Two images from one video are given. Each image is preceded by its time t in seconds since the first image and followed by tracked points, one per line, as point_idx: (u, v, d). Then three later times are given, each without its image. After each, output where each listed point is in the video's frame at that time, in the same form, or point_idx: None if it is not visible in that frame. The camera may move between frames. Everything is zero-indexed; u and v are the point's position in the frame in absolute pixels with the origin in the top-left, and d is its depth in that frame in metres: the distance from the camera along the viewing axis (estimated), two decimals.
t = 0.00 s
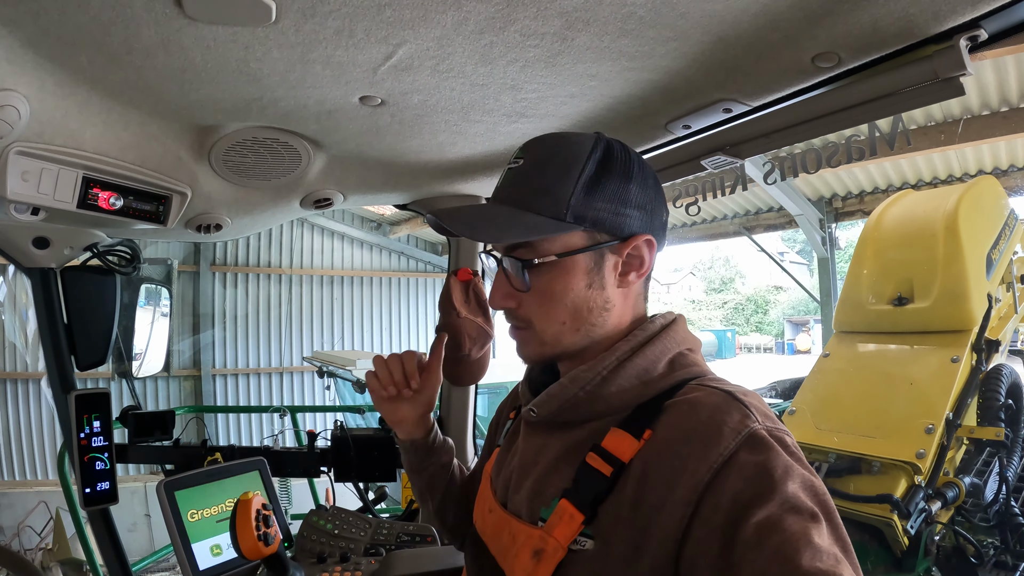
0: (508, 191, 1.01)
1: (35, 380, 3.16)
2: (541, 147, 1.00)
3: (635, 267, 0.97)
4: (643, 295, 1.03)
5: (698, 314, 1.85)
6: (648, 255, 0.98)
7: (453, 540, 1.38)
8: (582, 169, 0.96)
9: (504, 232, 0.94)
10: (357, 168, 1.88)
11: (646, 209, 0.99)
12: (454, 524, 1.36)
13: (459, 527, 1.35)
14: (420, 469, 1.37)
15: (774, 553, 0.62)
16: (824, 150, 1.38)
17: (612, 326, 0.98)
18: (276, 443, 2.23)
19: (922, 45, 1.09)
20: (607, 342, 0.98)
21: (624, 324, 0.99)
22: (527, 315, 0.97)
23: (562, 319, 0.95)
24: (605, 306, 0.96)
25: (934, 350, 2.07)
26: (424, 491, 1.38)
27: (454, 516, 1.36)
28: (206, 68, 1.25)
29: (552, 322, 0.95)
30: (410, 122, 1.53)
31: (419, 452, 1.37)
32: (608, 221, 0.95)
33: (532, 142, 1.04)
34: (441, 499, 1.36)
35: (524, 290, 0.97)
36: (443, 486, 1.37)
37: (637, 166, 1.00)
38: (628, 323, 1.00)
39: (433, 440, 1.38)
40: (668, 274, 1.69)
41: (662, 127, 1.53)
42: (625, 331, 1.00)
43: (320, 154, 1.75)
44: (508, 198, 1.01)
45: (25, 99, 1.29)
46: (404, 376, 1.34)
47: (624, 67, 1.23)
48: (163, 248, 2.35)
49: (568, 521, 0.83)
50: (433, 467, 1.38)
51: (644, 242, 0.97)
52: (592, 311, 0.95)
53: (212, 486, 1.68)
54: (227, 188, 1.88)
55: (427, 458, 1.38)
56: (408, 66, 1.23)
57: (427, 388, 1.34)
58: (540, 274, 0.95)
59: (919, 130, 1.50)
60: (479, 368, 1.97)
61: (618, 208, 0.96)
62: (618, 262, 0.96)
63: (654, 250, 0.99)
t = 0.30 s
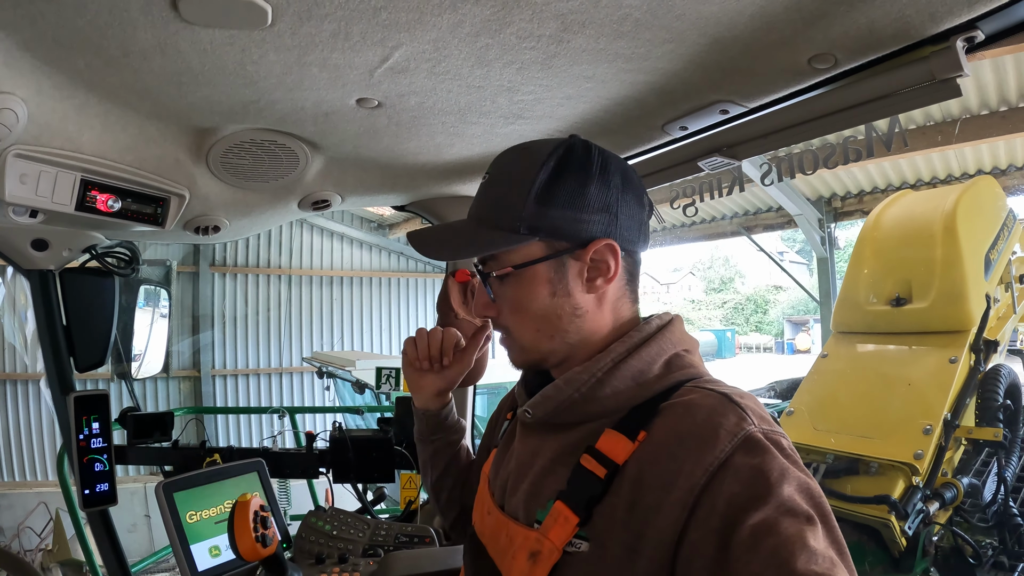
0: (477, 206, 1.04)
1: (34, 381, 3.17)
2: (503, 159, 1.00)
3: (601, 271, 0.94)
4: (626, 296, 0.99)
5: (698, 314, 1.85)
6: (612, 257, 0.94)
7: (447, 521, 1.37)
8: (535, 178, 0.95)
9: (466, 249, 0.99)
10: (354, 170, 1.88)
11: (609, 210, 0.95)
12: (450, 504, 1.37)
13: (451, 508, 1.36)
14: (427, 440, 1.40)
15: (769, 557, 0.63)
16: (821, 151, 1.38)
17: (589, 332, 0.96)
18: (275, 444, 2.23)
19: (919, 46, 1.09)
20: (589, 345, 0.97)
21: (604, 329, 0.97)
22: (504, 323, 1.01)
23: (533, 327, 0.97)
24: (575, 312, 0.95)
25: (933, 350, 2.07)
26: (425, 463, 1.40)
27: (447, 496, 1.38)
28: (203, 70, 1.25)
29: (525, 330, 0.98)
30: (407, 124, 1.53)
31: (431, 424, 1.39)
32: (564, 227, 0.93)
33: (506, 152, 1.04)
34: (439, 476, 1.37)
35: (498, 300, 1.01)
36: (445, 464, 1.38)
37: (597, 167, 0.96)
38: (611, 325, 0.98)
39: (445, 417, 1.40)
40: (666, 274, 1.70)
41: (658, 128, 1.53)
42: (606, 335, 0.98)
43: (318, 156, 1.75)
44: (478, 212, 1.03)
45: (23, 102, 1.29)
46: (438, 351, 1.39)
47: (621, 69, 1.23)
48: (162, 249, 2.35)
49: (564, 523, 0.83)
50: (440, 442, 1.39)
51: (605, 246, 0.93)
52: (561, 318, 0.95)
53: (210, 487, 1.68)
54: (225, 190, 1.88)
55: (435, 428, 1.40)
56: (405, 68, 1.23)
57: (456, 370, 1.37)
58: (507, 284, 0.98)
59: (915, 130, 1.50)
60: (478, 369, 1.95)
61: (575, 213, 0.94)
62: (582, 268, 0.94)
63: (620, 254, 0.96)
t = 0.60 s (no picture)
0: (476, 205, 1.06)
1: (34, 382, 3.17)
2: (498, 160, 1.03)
3: (589, 262, 0.94)
4: (619, 291, 0.98)
5: (698, 313, 1.90)
6: (599, 248, 0.93)
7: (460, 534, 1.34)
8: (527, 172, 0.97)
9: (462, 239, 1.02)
10: (353, 170, 1.88)
11: (597, 204, 0.95)
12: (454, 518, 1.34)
13: (461, 519, 1.34)
14: (416, 462, 1.40)
15: (768, 556, 0.63)
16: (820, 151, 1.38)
17: (581, 325, 0.96)
18: (274, 444, 2.23)
19: (917, 46, 1.09)
20: (583, 340, 0.97)
21: (596, 322, 0.97)
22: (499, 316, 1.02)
23: (526, 319, 0.97)
24: (567, 303, 0.95)
25: (932, 349, 2.07)
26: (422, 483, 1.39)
27: (453, 508, 1.35)
28: (202, 71, 1.25)
29: (518, 322, 0.98)
30: (406, 124, 1.54)
31: (412, 446, 1.40)
32: (550, 219, 0.94)
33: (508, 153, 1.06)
34: (436, 492, 1.36)
35: (494, 294, 1.02)
36: (439, 478, 1.36)
37: (584, 164, 0.96)
38: (606, 321, 0.97)
39: (425, 433, 1.41)
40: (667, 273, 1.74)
41: (657, 129, 1.53)
42: (599, 330, 0.97)
43: (317, 157, 1.75)
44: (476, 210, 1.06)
45: (22, 103, 1.29)
46: (392, 379, 1.42)
47: (620, 69, 1.23)
48: (161, 249, 2.35)
49: (564, 524, 0.83)
50: (427, 459, 1.39)
51: (592, 235, 0.93)
52: (552, 309, 0.95)
53: (211, 487, 1.68)
54: (224, 191, 1.88)
55: (418, 448, 1.40)
56: (404, 69, 1.24)
57: (415, 388, 1.40)
58: (501, 276, 1.00)
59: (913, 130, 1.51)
60: (477, 368, 1.96)
61: (562, 204, 0.94)
62: (570, 258, 0.94)
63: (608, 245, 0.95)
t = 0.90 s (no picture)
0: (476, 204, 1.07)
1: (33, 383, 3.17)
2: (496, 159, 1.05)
3: (583, 257, 0.93)
4: (616, 287, 0.98)
5: (697, 313, 1.94)
6: (593, 242, 0.93)
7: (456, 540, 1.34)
8: (523, 169, 0.97)
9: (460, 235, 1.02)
10: (353, 170, 1.87)
11: (591, 200, 0.95)
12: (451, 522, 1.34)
13: (458, 524, 1.33)
14: (413, 466, 1.40)
15: (767, 556, 0.63)
16: (820, 150, 1.38)
17: (577, 320, 0.96)
18: (274, 445, 2.23)
19: (918, 45, 1.09)
20: (579, 336, 0.97)
21: (591, 317, 0.97)
22: (496, 313, 1.02)
23: (521, 314, 0.97)
24: (562, 298, 0.94)
25: (932, 349, 2.07)
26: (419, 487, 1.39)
27: (450, 513, 1.35)
28: (201, 71, 1.25)
29: (514, 318, 0.98)
30: (405, 124, 1.53)
31: (410, 450, 1.40)
32: (543, 215, 0.94)
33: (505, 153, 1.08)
34: (433, 497, 1.36)
35: (490, 291, 1.02)
36: (437, 484, 1.37)
37: (577, 161, 0.96)
38: (601, 317, 0.97)
39: (423, 437, 1.40)
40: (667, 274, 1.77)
41: (657, 128, 1.53)
42: (594, 325, 0.97)
43: (316, 157, 1.75)
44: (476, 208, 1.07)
45: (21, 103, 1.29)
46: (394, 380, 1.41)
47: (619, 69, 1.23)
48: (161, 250, 2.35)
49: (563, 524, 0.83)
50: (425, 463, 1.39)
51: (585, 229, 0.93)
52: (548, 304, 0.95)
53: (211, 488, 1.67)
54: (224, 191, 1.88)
55: (417, 452, 1.40)
56: (403, 68, 1.23)
57: (416, 391, 1.39)
58: (496, 272, 1.00)
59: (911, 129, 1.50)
60: (475, 367, 1.97)
61: (555, 199, 0.94)
62: (565, 253, 0.94)
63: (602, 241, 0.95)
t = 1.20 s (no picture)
0: (502, 189, 1.02)
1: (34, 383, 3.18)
2: (535, 145, 1.02)
3: (631, 256, 0.99)
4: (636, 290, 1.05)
5: (697, 314, 1.89)
6: (642, 243, 1.00)
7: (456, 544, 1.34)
8: (578, 162, 0.98)
9: (507, 218, 0.95)
10: (353, 170, 1.88)
11: (637, 203, 1.01)
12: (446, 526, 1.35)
13: (459, 528, 1.33)
14: (415, 470, 1.39)
15: (767, 553, 0.63)
16: (819, 150, 1.38)
17: (612, 317, 0.98)
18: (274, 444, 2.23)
19: (917, 44, 1.09)
20: (606, 334, 0.99)
21: (620, 316, 1.00)
22: (530, 306, 0.96)
23: (563, 308, 0.95)
24: (604, 296, 0.97)
25: (931, 348, 2.08)
26: (420, 491, 1.38)
27: (451, 517, 1.35)
28: (201, 71, 1.25)
29: (552, 312, 0.95)
30: (405, 123, 1.54)
31: (413, 453, 1.39)
32: (603, 209, 0.97)
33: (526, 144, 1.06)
34: (435, 500, 1.36)
35: (528, 281, 0.96)
36: (439, 487, 1.37)
37: (627, 164, 1.02)
38: (625, 317, 1.02)
39: (426, 441, 1.40)
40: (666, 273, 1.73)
41: (656, 127, 1.53)
42: (622, 323, 1.00)
43: (315, 157, 1.75)
44: (503, 194, 1.01)
45: (21, 103, 1.29)
46: (400, 381, 1.40)
47: (618, 68, 1.24)
48: (160, 250, 2.35)
49: (564, 523, 0.83)
50: (427, 468, 1.39)
51: (638, 230, 0.99)
52: (593, 300, 0.96)
53: (210, 487, 1.67)
54: (223, 191, 1.88)
55: (419, 456, 1.39)
56: (403, 68, 1.23)
57: (422, 395, 1.39)
58: (541, 262, 0.95)
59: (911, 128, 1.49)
60: (473, 369, 1.98)
61: (613, 197, 0.98)
62: (615, 251, 0.98)
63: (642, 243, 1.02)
